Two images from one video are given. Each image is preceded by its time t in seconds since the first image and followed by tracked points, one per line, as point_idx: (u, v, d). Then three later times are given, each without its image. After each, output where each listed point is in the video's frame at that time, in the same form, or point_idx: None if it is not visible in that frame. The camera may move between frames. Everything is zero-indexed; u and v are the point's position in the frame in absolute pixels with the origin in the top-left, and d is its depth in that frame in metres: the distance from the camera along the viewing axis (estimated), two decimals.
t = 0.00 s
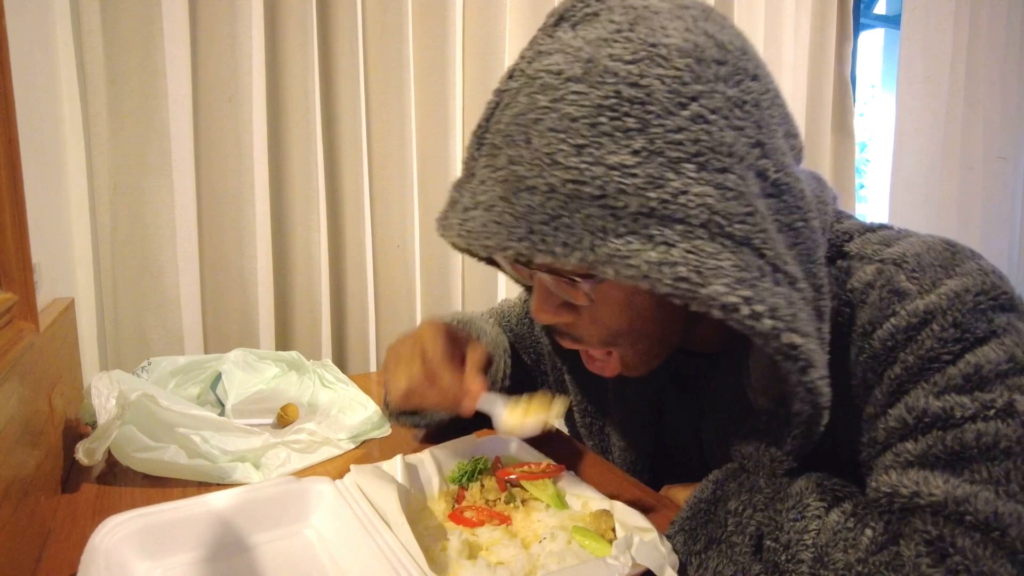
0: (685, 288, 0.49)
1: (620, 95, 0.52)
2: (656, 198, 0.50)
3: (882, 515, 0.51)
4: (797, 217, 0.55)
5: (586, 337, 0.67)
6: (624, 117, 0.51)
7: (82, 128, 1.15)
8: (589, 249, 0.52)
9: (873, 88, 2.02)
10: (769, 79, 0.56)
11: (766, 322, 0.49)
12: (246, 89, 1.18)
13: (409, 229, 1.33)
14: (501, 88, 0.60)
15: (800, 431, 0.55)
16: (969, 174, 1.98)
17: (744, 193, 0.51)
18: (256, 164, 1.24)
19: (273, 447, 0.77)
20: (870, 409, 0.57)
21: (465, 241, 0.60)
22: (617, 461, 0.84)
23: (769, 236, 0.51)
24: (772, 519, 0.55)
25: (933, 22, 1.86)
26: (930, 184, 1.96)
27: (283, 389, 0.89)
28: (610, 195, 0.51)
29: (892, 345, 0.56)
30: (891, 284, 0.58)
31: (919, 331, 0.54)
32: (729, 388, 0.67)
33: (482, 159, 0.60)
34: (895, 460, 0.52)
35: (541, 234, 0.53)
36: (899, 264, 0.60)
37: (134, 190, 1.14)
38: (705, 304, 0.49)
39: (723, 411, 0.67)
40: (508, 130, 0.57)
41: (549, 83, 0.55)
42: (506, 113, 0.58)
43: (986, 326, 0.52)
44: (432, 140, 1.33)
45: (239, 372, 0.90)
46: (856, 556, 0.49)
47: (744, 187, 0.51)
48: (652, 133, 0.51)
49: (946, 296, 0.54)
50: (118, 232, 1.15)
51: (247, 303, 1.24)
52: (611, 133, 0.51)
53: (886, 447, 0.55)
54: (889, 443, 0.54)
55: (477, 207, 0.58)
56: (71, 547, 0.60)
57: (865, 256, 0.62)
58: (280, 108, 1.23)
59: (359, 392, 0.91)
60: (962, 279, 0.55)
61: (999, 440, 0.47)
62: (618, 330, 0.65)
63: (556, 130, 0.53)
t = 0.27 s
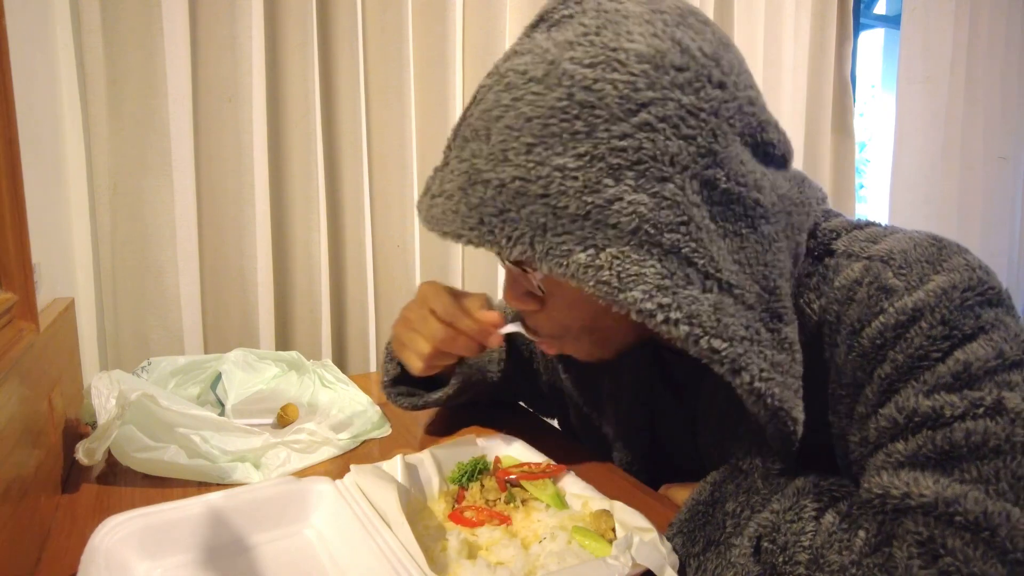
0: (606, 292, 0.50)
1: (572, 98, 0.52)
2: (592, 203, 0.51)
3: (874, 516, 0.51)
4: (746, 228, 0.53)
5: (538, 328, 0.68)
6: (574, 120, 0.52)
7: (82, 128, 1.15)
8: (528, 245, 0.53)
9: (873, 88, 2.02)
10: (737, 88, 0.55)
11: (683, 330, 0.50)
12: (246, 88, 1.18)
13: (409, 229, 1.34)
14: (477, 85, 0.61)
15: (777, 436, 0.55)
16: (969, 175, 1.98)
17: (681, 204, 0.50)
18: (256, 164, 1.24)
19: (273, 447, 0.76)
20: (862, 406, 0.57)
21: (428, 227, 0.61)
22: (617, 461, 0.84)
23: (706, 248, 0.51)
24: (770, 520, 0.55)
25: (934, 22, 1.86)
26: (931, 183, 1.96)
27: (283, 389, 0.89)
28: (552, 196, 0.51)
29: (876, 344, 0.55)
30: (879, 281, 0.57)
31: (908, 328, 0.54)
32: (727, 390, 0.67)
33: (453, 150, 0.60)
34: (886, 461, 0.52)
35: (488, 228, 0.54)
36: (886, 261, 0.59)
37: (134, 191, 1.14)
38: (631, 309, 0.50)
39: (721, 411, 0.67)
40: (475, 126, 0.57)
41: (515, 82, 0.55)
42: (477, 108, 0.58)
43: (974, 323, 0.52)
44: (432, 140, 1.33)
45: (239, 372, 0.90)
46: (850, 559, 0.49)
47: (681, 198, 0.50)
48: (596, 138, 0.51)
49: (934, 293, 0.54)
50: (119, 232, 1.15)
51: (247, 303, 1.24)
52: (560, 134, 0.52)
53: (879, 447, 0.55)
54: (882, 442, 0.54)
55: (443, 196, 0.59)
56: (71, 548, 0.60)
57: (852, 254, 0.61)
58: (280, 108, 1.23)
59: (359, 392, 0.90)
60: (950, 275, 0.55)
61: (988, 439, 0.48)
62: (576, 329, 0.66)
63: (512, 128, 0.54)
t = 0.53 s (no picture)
0: (668, 265, 0.49)
1: (592, 88, 0.52)
2: (633, 182, 0.50)
3: (881, 515, 0.51)
4: (773, 196, 0.54)
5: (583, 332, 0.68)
6: (597, 109, 0.52)
7: (81, 128, 1.15)
8: (573, 237, 0.52)
9: (873, 88, 2.02)
10: (739, 66, 0.57)
11: (751, 292, 0.49)
12: (246, 89, 1.18)
13: (409, 229, 1.34)
14: (484, 97, 0.62)
15: (793, 410, 0.55)
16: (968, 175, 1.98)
17: (720, 170, 0.50)
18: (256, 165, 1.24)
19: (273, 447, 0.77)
20: (873, 406, 0.57)
21: (455, 245, 0.60)
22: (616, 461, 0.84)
23: (750, 213, 0.51)
24: (772, 519, 0.54)
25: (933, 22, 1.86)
26: (930, 184, 1.96)
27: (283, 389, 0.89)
28: (589, 184, 0.51)
29: (892, 345, 0.56)
30: (890, 285, 0.58)
31: (917, 332, 0.55)
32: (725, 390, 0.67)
33: (469, 164, 0.61)
34: (894, 460, 0.53)
35: (526, 228, 0.54)
36: (897, 266, 0.59)
37: (134, 190, 1.14)
38: (693, 280, 0.49)
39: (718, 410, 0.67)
40: (490, 133, 0.58)
41: (526, 84, 0.56)
42: (488, 117, 0.59)
43: (985, 327, 0.52)
44: (432, 140, 1.33)
45: (239, 372, 0.90)
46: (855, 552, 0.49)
47: (718, 165, 0.51)
48: (624, 121, 0.51)
49: (944, 297, 0.55)
50: (118, 232, 1.15)
51: (247, 303, 1.24)
52: (585, 124, 0.52)
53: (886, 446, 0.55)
54: (889, 443, 0.55)
55: (467, 209, 0.59)
56: (71, 548, 0.60)
57: (864, 258, 0.62)
58: (280, 108, 1.23)
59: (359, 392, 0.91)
60: (961, 281, 0.55)
61: (998, 441, 0.48)
62: (617, 323, 0.65)
63: (535, 127, 0.54)
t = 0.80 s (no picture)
0: (693, 279, 0.50)
1: (613, 96, 0.52)
2: (656, 194, 0.51)
3: (885, 515, 0.50)
4: (794, 200, 0.56)
5: (585, 330, 0.67)
6: (618, 118, 0.52)
7: (81, 127, 1.15)
8: (596, 250, 0.52)
9: (873, 88, 2.02)
10: (755, 67, 0.57)
11: (777, 304, 0.49)
12: (246, 88, 1.18)
13: (409, 229, 1.33)
14: (493, 98, 0.61)
15: (807, 415, 0.55)
16: (968, 175, 1.98)
17: (744, 180, 0.51)
18: (256, 164, 1.24)
19: (273, 447, 0.77)
20: (877, 408, 0.58)
21: (470, 253, 0.60)
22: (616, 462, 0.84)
23: (772, 220, 0.52)
24: (772, 518, 0.55)
25: (933, 22, 1.86)
26: (930, 183, 1.96)
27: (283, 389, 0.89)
28: (612, 196, 0.52)
29: (898, 345, 0.56)
30: (897, 287, 0.59)
31: (924, 332, 0.55)
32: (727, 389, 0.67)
33: (482, 170, 0.60)
34: (898, 460, 0.53)
35: (547, 240, 0.54)
36: (904, 267, 0.60)
37: (133, 190, 1.14)
38: (718, 292, 0.50)
39: (720, 410, 0.67)
40: (504, 139, 0.57)
41: (542, 88, 0.55)
42: (500, 122, 0.58)
43: (991, 330, 0.53)
44: (432, 140, 1.33)
45: (239, 372, 0.90)
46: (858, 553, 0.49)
47: (742, 174, 0.51)
48: (647, 131, 0.52)
49: (952, 299, 0.55)
50: (118, 231, 1.15)
51: (246, 304, 1.24)
52: (607, 134, 0.52)
53: (891, 446, 0.55)
54: (893, 443, 0.55)
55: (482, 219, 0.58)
56: (70, 547, 0.60)
57: (871, 259, 0.63)
58: (280, 108, 1.23)
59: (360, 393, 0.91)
60: (968, 283, 0.55)
61: (1004, 443, 0.48)
62: (633, 320, 0.66)
63: (552, 135, 0.54)
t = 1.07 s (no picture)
0: (701, 284, 0.50)
1: (619, 99, 0.52)
2: (664, 199, 0.51)
3: (885, 515, 0.50)
4: (800, 204, 0.56)
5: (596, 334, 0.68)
6: (625, 123, 0.52)
7: (81, 127, 1.15)
8: (603, 256, 0.52)
9: (873, 88, 2.02)
10: (758, 71, 0.57)
11: (786, 309, 0.49)
12: (246, 88, 1.18)
13: (409, 228, 1.33)
14: (497, 101, 0.61)
15: (811, 416, 0.56)
16: (968, 175, 1.98)
17: (750, 184, 0.52)
18: (256, 164, 1.24)
19: (273, 447, 0.77)
20: (879, 409, 0.58)
21: (473, 258, 0.59)
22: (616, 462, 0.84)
23: (779, 225, 0.52)
24: (772, 519, 0.55)
25: (933, 22, 1.86)
26: (929, 184, 1.96)
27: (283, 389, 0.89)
28: (619, 201, 0.51)
29: (900, 345, 0.56)
30: (898, 288, 0.59)
31: (925, 333, 0.55)
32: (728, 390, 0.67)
33: (485, 174, 0.60)
34: (899, 460, 0.53)
35: (553, 246, 0.53)
36: (906, 268, 0.60)
37: (134, 190, 1.14)
38: (726, 298, 0.50)
39: (721, 411, 0.67)
40: (509, 143, 0.57)
41: (547, 92, 0.55)
42: (505, 126, 0.58)
43: (994, 331, 0.53)
44: (432, 140, 1.33)
45: (239, 372, 0.90)
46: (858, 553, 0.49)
47: (749, 178, 0.52)
48: (654, 135, 0.52)
49: (953, 300, 0.55)
50: (119, 231, 1.15)
51: (247, 304, 1.24)
52: (613, 139, 0.52)
53: (893, 446, 0.55)
54: (894, 444, 0.55)
55: (487, 224, 0.58)
56: (70, 547, 0.60)
57: (872, 260, 0.63)
58: (280, 108, 1.23)
59: (360, 393, 0.91)
60: (969, 284, 0.56)
61: (1005, 443, 0.47)
62: (639, 319, 0.66)
63: (558, 139, 0.53)
